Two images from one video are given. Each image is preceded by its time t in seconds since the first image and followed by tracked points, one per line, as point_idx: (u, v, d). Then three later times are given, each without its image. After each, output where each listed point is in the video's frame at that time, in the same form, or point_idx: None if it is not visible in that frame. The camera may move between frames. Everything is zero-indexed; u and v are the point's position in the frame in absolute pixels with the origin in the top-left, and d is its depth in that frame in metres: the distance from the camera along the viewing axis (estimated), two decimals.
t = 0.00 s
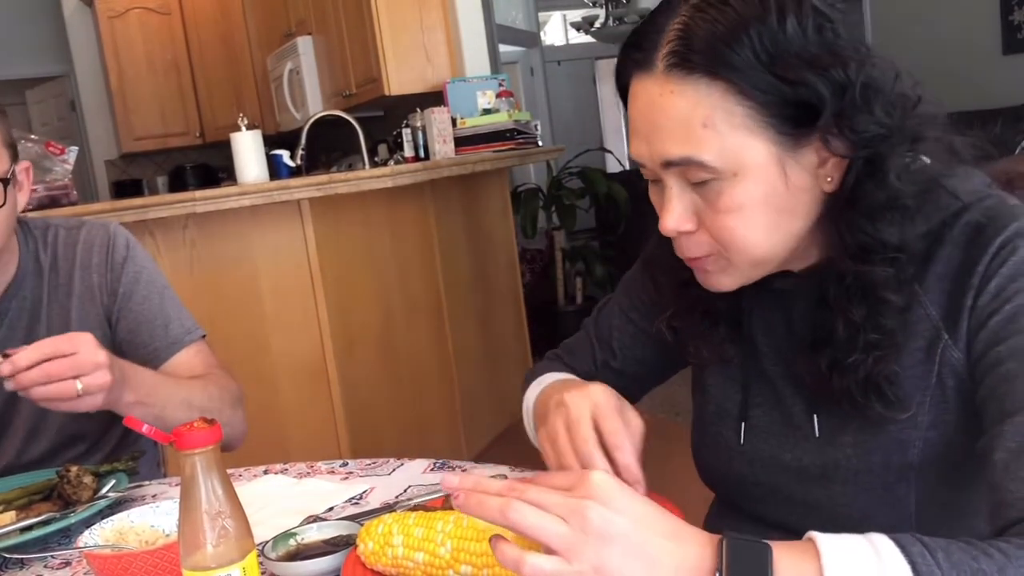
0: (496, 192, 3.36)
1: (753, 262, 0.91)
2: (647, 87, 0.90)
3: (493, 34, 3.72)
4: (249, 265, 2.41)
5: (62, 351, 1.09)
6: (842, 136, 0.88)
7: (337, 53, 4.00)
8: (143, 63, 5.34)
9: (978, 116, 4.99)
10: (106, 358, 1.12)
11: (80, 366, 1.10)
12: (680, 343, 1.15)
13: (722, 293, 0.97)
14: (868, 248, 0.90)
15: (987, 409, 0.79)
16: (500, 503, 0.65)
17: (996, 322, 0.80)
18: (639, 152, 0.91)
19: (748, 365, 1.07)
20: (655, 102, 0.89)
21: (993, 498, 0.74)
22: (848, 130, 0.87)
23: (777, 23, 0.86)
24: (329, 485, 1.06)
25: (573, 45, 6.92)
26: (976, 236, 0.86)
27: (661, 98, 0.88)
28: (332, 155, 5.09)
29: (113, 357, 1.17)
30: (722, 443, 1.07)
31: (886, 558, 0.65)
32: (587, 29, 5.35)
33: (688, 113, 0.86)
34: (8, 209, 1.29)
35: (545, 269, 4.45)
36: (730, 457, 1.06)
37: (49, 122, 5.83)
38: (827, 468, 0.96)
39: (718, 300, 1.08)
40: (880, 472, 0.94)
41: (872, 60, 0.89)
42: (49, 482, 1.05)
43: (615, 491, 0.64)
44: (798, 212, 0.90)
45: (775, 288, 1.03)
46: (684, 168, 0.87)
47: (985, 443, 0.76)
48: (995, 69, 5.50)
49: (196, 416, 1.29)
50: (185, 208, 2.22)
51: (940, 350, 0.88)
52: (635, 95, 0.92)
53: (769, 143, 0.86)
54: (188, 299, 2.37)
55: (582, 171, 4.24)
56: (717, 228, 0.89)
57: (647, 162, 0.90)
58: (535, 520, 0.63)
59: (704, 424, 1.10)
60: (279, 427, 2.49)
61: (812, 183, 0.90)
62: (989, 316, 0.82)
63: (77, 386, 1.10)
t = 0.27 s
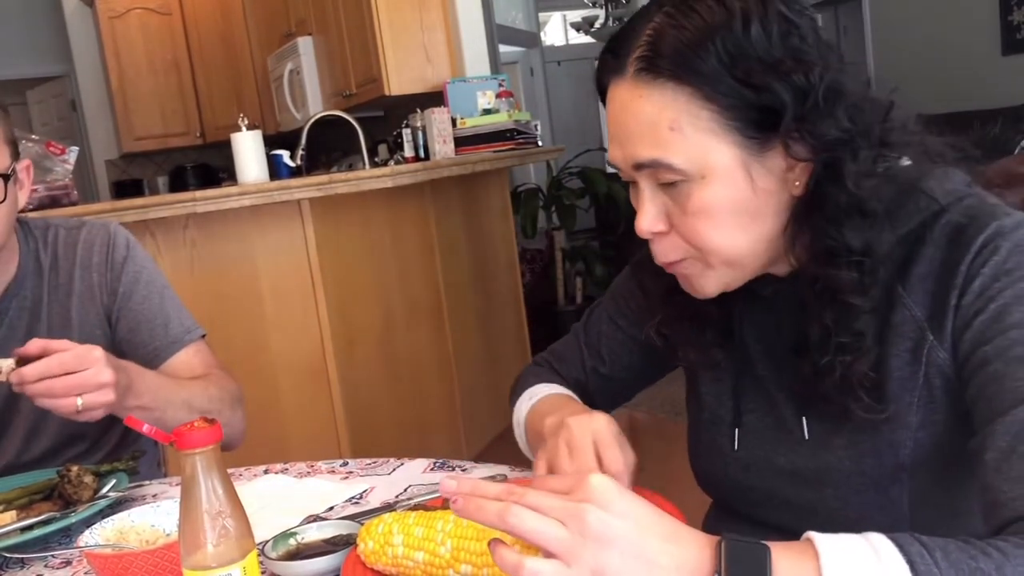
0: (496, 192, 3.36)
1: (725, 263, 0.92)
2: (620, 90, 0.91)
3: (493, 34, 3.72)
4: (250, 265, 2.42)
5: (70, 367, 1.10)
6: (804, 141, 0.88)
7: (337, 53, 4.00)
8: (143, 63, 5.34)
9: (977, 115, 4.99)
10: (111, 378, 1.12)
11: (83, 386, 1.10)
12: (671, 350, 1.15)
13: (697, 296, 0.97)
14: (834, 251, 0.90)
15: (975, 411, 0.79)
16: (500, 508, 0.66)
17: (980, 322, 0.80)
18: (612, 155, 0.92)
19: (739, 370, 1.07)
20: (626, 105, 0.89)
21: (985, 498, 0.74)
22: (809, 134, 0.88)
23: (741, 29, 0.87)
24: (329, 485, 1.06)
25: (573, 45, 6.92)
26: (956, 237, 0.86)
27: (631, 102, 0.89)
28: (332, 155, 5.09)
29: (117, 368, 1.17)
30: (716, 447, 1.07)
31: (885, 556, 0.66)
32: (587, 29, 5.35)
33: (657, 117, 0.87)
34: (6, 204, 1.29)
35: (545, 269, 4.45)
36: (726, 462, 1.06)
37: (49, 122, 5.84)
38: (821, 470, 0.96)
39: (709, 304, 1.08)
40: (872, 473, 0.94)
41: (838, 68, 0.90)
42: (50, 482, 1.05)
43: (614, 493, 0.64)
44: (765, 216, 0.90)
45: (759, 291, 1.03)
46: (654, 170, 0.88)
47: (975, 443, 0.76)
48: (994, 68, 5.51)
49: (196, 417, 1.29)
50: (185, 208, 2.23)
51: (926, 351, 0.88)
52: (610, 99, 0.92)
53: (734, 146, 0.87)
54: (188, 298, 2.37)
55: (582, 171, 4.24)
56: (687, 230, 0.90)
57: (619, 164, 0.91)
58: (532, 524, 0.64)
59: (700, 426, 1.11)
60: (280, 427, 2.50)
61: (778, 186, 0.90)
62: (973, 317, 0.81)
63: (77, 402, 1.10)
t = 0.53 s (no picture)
0: (496, 192, 3.35)
1: (710, 268, 0.92)
2: (599, 98, 0.90)
3: (493, 34, 3.72)
4: (250, 265, 2.42)
5: (64, 348, 1.09)
6: (787, 143, 0.90)
7: (337, 53, 4.00)
8: (143, 63, 5.34)
9: (977, 116, 4.99)
10: (104, 361, 1.12)
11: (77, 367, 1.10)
12: (652, 359, 1.14)
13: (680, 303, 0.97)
14: (815, 251, 0.91)
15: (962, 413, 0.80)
16: (504, 500, 0.65)
17: (962, 326, 0.80)
18: (594, 163, 0.91)
19: (722, 382, 1.06)
20: (607, 113, 0.89)
21: (978, 498, 0.74)
22: (793, 136, 0.90)
23: (722, 35, 0.88)
24: (329, 485, 1.06)
25: (572, 45, 6.91)
26: (933, 242, 0.86)
27: (612, 110, 0.88)
28: (332, 155, 5.09)
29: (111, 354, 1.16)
30: (703, 455, 1.07)
31: (885, 554, 0.66)
32: (587, 29, 5.35)
33: (640, 124, 0.87)
34: (7, 204, 1.29)
35: (545, 269, 4.42)
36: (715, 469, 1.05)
37: (49, 122, 5.84)
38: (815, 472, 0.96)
39: (688, 312, 1.08)
40: (865, 475, 0.94)
41: (817, 71, 0.92)
42: (50, 483, 1.05)
43: (618, 490, 0.64)
44: (746, 219, 0.91)
45: (737, 300, 1.03)
46: (637, 177, 0.88)
47: (966, 443, 0.77)
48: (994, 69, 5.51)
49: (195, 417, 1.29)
50: (185, 208, 2.23)
51: (907, 355, 0.88)
52: (589, 106, 0.92)
53: (717, 150, 0.87)
54: (189, 298, 2.37)
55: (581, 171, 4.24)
56: (672, 235, 0.90)
57: (602, 172, 0.91)
58: (538, 518, 0.63)
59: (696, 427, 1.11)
60: (280, 427, 2.50)
61: (760, 188, 0.91)
62: (955, 321, 0.81)
63: (70, 385, 1.10)
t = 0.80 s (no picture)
0: (496, 192, 3.31)
1: (700, 271, 0.92)
2: (587, 105, 0.90)
3: (493, 34, 3.72)
4: (250, 265, 2.42)
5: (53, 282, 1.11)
6: (777, 145, 0.91)
7: (337, 53, 4.00)
8: (143, 63, 5.34)
9: (976, 116, 5.00)
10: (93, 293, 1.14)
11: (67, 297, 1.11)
12: (635, 363, 1.13)
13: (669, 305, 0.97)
14: (801, 252, 0.92)
15: (946, 412, 0.80)
16: (504, 494, 0.65)
17: (943, 326, 0.81)
18: (581, 171, 0.91)
19: (702, 377, 1.05)
20: (596, 120, 0.88)
21: (967, 493, 0.75)
22: (783, 139, 0.91)
23: (710, 40, 0.88)
24: (329, 485, 1.07)
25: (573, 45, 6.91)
26: (909, 245, 0.87)
27: (601, 116, 0.88)
28: (332, 155, 5.09)
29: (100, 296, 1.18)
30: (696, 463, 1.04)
31: (878, 548, 0.66)
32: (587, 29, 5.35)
33: (630, 130, 0.86)
34: (13, 218, 1.30)
35: (546, 269, 4.42)
36: (713, 466, 1.03)
37: (49, 122, 5.84)
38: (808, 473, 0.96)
39: (671, 316, 1.07)
40: (861, 473, 0.94)
41: (802, 76, 0.93)
42: (50, 483, 1.05)
43: (620, 490, 0.64)
44: (731, 222, 0.92)
45: (720, 304, 1.03)
46: (627, 184, 0.87)
47: (953, 440, 0.77)
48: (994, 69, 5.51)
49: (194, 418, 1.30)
50: (185, 208, 2.23)
51: (889, 357, 0.89)
52: (575, 113, 0.91)
53: (705, 154, 0.88)
54: (189, 298, 2.37)
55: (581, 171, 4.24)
56: (664, 240, 0.90)
57: (590, 179, 0.90)
58: (541, 514, 0.63)
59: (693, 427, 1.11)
60: (280, 427, 2.50)
61: (747, 191, 0.92)
62: (936, 321, 0.82)
63: (60, 315, 1.11)
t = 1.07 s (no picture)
0: (496, 192, 3.30)
1: (706, 275, 0.92)
2: (593, 106, 0.89)
3: (493, 34, 3.72)
4: (250, 265, 2.42)
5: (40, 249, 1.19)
6: (785, 148, 0.91)
7: (337, 53, 4.00)
8: (143, 63, 5.34)
9: (977, 116, 4.99)
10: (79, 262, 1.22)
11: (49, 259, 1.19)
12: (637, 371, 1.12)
13: (673, 311, 0.96)
14: (807, 257, 0.92)
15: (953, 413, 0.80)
16: (514, 479, 0.65)
17: (950, 327, 0.81)
18: (586, 172, 0.90)
19: (708, 383, 1.05)
20: (602, 120, 0.88)
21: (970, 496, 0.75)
22: (791, 141, 0.91)
23: (718, 41, 0.88)
24: (329, 485, 1.06)
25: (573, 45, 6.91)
26: (915, 246, 0.88)
27: (607, 117, 0.88)
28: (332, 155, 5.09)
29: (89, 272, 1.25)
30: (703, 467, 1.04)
31: (882, 549, 0.66)
32: (587, 29, 5.35)
33: (637, 130, 0.86)
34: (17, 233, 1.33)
35: (546, 269, 4.42)
36: (722, 472, 1.02)
37: (49, 122, 5.84)
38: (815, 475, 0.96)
39: (672, 321, 1.07)
40: (868, 475, 0.95)
41: (810, 79, 0.94)
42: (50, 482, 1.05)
43: (625, 482, 0.64)
44: (739, 226, 0.91)
45: (726, 310, 1.02)
46: (632, 186, 0.87)
47: (959, 441, 0.77)
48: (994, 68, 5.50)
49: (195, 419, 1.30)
50: (185, 208, 2.23)
51: (898, 359, 0.89)
52: (581, 114, 0.91)
53: (713, 156, 0.88)
54: (189, 298, 2.37)
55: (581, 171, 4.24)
56: (669, 243, 0.89)
57: (595, 180, 0.90)
58: (547, 501, 0.63)
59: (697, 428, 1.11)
60: (280, 427, 2.50)
61: (754, 196, 0.92)
62: (944, 322, 0.82)
63: (42, 274, 1.18)
